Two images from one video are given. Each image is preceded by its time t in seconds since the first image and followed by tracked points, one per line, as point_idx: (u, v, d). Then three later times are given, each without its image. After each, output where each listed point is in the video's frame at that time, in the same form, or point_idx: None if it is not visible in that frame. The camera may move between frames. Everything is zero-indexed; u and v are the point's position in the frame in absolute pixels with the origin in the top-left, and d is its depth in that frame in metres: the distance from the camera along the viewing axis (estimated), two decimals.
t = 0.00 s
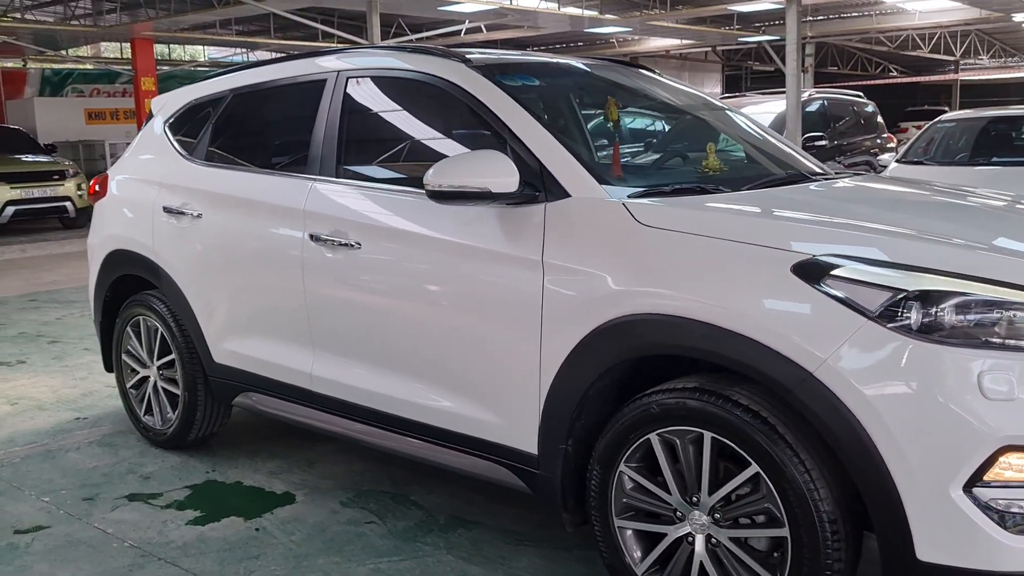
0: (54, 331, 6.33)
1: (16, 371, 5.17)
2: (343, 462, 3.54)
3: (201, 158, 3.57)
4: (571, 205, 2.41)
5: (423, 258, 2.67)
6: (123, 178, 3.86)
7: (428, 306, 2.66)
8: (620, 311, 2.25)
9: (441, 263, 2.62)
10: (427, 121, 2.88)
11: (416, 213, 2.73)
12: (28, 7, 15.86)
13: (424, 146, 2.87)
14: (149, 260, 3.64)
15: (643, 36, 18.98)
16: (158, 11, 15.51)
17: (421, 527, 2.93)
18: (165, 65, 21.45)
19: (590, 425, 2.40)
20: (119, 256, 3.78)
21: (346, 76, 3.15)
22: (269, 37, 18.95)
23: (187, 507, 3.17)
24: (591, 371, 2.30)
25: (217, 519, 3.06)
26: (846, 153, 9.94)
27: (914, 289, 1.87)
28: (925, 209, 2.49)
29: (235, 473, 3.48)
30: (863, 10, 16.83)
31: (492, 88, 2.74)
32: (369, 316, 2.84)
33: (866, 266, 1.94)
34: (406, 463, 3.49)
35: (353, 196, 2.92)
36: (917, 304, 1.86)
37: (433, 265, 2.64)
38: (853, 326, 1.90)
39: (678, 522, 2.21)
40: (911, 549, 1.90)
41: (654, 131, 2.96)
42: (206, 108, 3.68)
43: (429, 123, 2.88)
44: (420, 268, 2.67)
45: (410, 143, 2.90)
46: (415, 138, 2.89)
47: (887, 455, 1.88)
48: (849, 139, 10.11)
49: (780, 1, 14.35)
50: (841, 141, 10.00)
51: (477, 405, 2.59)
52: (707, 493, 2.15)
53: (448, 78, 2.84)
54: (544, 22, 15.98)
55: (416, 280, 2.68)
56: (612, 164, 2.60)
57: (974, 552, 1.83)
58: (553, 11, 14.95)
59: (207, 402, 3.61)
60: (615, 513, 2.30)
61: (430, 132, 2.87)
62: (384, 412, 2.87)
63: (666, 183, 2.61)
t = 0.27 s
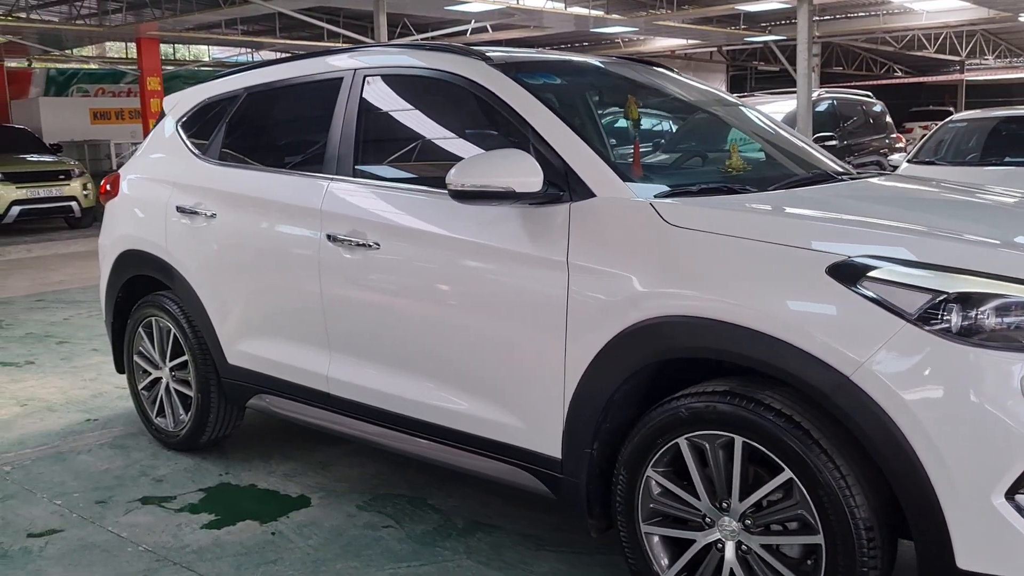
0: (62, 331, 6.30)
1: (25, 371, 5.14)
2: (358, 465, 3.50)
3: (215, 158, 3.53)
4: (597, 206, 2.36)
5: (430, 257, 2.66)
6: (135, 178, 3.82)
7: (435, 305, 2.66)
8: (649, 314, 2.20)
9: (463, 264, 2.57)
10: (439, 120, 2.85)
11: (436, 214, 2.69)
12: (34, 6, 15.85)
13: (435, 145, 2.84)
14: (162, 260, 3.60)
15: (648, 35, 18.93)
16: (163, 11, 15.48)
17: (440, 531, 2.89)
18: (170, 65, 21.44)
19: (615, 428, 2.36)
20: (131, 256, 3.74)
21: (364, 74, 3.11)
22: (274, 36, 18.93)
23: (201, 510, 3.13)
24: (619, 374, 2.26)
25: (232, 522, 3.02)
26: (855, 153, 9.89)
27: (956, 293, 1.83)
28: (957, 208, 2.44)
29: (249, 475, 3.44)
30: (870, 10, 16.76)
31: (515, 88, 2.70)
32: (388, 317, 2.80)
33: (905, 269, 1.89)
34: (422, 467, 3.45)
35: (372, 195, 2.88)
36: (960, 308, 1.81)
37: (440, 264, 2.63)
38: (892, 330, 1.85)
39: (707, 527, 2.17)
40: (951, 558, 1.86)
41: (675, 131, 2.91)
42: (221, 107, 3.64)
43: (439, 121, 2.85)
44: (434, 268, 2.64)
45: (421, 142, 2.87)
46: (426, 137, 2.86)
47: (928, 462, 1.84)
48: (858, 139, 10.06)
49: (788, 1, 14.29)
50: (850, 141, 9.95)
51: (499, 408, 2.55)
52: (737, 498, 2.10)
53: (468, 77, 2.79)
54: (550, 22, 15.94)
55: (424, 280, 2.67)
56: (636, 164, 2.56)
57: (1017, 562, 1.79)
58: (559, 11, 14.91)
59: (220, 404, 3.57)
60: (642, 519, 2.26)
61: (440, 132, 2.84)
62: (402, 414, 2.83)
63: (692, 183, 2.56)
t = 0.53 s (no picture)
0: (69, 333, 6.27)
1: (33, 373, 5.11)
2: (372, 470, 3.47)
3: (228, 159, 3.50)
4: (622, 209, 2.33)
5: (443, 259, 2.64)
6: (145, 179, 3.80)
7: (440, 306, 2.66)
8: (675, 320, 2.17)
9: (483, 267, 2.54)
10: (450, 121, 2.84)
11: (455, 218, 2.65)
12: (38, 6, 15.84)
13: (445, 147, 2.83)
14: (173, 262, 3.57)
15: (653, 37, 18.91)
16: (168, 11, 15.47)
17: (457, 537, 2.86)
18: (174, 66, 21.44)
19: (639, 435, 2.33)
20: (142, 258, 3.71)
21: (381, 75, 3.08)
22: (278, 37, 18.91)
23: (214, 515, 3.10)
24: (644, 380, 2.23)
25: (246, 527, 2.99)
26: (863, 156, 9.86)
27: (993, 299, 1.80)
28: (985, 212, 2.41)
29: (262, 479, 3.41)
30: (876, 12, 16.73)
31: (536, 89, 2.66)
32: (405, 321, 2.77)
33: (940, 274, 1.86)
34: (436, 471, 3.42)
35: (389, 198, 2.85)
36: (997, 314, 1.78)
37: (454, 267, 2.61)
38: (928, 336, 1.82)
39: (735, 536, 2.14)
40: (987, 568, 1.83)
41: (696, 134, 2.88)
42: (235, 108, 3.61)
43: (449, 122, 2.84)
44: (454, 271, 2.61)
45: (432, 144, 2.86)
46: (437, 138, 2.86)
47: (964, 471, 1.80)
48: (865, 141, 10.03)
49: (794, 2, 14.26)
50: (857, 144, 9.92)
51: (519, 414, 2.52)
52: (766, 507, 2.07)
53: (488, 78, 2.76)
54: (555, 24, 15.92)
55: (437, 282, 2.65)
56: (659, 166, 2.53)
57: None
58: (564, 13, 14.89)
59: (233, 408, 3.54)
60: (667, 527, 2.23)
61: (451, 133, 2.84)
62: (420, 419, 2.80)
63: (715, 187, 2.53)
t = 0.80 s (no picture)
0: (72, 331, 6.22)
1: (36, 372, 5.06)
2: (382, 473, 3.42)
3: (239, 157, 3.45)
4: (645, 211, 2.28)
5: (459, 259, 2.59)
6: (152, 177, 3.75)
7: (451, 306, 2.62)
8: (701, 324, 2.12)
9: (501, 268, 2.49)
10: (460, 120, 2.81)
11: (472, 219, 2.60)
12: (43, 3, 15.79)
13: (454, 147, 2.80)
14: (182, 261, 3.52)
15: (658, 39, 18.85)
16: (173, 9, 15.42)
17: (470, 543, 2.81)
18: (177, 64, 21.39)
19: (661, 441, 2.28)
20: (150, 257, 3.66)
21: (396, 72, 3.02)
22: (282, 36, 18.86)
23: (223, 518, 3.05)
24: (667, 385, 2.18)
25: (255, 531, 2.94)
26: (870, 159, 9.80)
27: None
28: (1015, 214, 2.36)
29: (270, 482, 3.36)
30: (882, 16, 16.67)
31: (556, 87, 2.60)
32: (420, 323, 2.72)
33: (977, 279, 1.81)
34: (447, 475, 3.37)
35: (404, 197, 2.80)
36: None
37: (471, 267, 2.56)
38: (965, 342, 1.77)
39: (761, 546, 2.08)
40: None
41: (716, 134, 2.82)
42: (245, 104, 3.55)
43: (458, 121, 2.82)
44: (470, 272, 2.56)
45: (440, 143, 2.83)
46: (445, 138, 2.83)
47: (1003, 481, 1.75)
48: (873, 144, 9.98)
49: (802, 4, 14.20)
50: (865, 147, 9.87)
51: (537, 418, 2.46)
52: (794, 516, 2.02)
53: (506, 76, 2.70)
54: (560, 24, 15.86)
55: (453, 283, 2.60)
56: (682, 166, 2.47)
57: None
58: (570, 13, 14.84)
59: (241, 409, 3.49)
60: (691, 536, 2.18)
61: (459, 132, 2.81)
62: (433, 423, 2.74)
63: (740, 188, 2.47)
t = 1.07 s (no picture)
0: (75, 331, 6.14)
1: (39, 373, 4.98)
2: (393, 480, 3.34)
3: (249, 155, 3.37)
4: (676, 214, 2.20)
5: (478, 263, 2.51)
6: (160, 175, 3.67)
7: (470, 310, 2.54)
8: (735, 333, 2.04)
9: (523, 273, 2.41)
10: (471, 120, 2.75)
11: (492, 221, 2.52)
12: None
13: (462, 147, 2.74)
14: (190, 261, 3.44)
15: (665, 40, 18.76)
16: (178, 7, 15.35)
17: (486, 554, 2.73)
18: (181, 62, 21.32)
19: (690, 453, 2.20)
20: (157, 257, 3.58)
21: (413, 69, 2.94)
22: (287, 35, 18.78)
23: (231, 526, 2.97)
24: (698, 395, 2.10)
25: (265, 540, 2.86)
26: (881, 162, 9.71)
27: None
28: None
29: (280, 489, 3.28)
30: (890, 18, 16.59)
31: (581, 87, 2.52)
32: (437, 327, 2.64)
33: None
34: (460, 483, 3.29)
35: (421, 198, 2.72)
36: None
37: (491, 271, 2.48)
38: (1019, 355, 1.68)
39: (796, 564, 2.00)
40: None
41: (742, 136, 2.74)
42: (257, 102, 3.47)
43: (466, 120, 2.75)
44: (490, 276, 2.48)
45: (450, 143, 2.77)
46: (455, 137, 2.76)
47: None
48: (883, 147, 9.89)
49: (811, 6, 14.09)
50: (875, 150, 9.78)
51: (559, 427, 2.38)
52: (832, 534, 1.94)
53: (528, 74, 2.62)
54: (567, 24, 15.78)
55: (472, 286, 2.52)
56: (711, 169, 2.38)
57: None
58: (577, 14, 14.75)
59: (249, 413, 3.41)
60: (721, 552, 2.10)
61: (468, 131, 2.74)
62: (450, 431, 2.66)
63: (771, 192, 2.39)
